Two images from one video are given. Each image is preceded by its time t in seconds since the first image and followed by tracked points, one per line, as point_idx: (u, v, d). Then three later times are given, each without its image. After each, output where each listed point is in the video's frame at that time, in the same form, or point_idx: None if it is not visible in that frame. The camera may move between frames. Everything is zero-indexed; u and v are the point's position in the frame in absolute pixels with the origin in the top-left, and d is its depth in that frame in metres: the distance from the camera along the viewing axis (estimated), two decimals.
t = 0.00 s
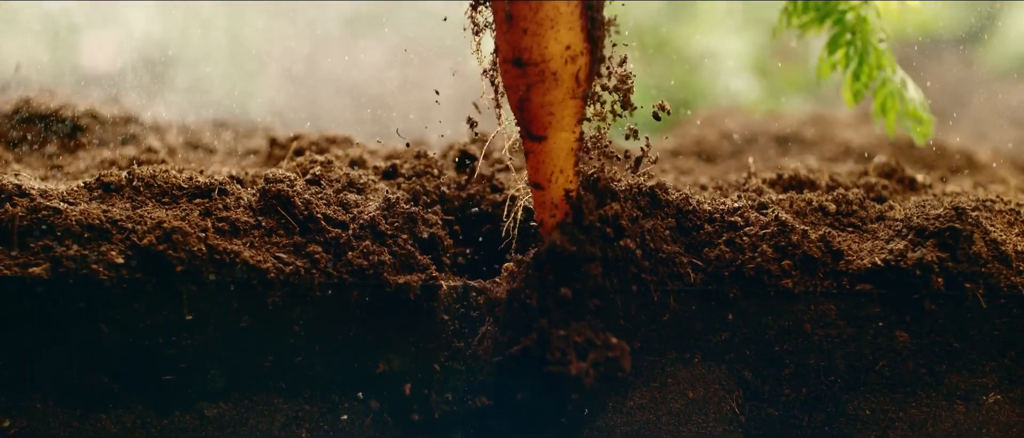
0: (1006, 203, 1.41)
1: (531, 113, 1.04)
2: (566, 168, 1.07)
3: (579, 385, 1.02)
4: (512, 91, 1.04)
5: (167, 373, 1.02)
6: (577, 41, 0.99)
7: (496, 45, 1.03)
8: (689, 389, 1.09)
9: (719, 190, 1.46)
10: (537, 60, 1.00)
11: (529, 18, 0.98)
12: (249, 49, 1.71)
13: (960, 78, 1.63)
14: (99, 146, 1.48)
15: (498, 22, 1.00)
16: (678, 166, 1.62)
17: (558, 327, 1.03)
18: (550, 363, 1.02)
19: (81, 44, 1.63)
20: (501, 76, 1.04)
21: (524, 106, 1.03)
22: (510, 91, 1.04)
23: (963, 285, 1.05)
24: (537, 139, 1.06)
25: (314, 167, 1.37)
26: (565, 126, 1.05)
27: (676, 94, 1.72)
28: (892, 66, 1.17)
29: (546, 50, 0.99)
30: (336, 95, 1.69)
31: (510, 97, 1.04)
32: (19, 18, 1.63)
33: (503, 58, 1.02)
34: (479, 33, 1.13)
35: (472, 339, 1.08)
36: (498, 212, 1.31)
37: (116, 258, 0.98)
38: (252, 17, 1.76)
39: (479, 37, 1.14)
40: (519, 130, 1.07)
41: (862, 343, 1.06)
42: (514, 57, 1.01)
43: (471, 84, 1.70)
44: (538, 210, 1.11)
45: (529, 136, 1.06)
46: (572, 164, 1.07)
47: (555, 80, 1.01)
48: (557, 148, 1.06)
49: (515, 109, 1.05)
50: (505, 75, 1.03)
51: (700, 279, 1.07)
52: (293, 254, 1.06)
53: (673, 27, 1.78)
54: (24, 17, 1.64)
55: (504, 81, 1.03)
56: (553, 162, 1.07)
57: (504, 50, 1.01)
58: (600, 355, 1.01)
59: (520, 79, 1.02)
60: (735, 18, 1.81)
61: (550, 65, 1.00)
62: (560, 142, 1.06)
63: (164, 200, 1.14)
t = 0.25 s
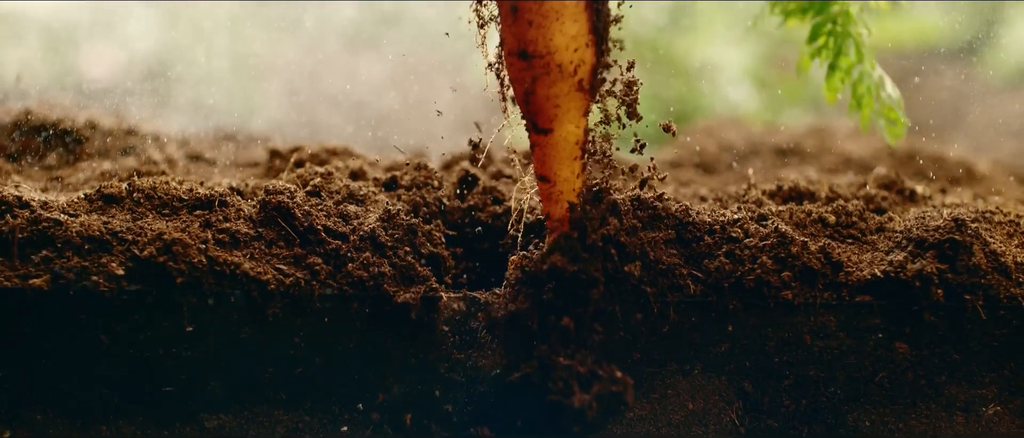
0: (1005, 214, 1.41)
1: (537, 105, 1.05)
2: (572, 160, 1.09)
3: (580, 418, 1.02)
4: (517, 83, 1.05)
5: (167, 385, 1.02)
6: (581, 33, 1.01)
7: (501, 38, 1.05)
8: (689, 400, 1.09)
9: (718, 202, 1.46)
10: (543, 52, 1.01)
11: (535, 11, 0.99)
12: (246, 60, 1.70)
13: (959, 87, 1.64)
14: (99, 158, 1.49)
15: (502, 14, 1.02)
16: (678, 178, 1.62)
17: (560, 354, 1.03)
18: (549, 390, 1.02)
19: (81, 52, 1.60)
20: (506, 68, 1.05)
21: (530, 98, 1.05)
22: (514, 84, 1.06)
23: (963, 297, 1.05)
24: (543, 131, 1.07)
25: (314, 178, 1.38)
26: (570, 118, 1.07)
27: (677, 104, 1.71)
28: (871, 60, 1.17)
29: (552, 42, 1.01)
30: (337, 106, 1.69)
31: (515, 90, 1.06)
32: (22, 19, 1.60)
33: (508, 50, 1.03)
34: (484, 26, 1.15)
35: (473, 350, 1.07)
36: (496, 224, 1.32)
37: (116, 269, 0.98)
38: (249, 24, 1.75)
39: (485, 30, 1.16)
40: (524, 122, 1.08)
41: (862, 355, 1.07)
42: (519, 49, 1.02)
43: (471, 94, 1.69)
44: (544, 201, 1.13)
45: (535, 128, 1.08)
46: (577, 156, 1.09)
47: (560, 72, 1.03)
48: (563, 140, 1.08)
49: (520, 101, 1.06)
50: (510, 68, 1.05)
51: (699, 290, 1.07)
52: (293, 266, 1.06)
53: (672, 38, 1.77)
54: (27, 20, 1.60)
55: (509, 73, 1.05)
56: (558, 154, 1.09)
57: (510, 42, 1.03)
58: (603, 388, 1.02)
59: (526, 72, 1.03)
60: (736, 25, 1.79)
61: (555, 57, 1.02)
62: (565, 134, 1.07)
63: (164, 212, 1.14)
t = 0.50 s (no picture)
0: (1005, 225, 1.42)
1: (542, 98, 1.06)
2: (577, 153, 1.10)
3: None
4: (523, 77, 1.07)
5: (168, 397, 1.02)
6: (586, 27, 1.03)
7: (507, 33, 1.07)
8: (689, 413, 1.08)
9: (718, 213, 1.47)
10: (548, 45, 1.03)
11: (540, 3, 1.02)
12: (246, 76, 1.70)
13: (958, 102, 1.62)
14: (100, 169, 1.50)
15: (508, 9, 1.04)
16: (679, 189, 1.63)
17: (560, 382, 1.03)
18: (550, 420, 1.04)
19: (83, 65, 1.59)
20: (512, 63, 1.07)
21: (535, 91, 1.06)
22: (520, 78, 1.07)
23: (963, 309, 1.06)
24: (549, 125, 1.08)
25: (315, 190, 1.38)
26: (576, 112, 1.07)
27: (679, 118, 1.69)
28: (850, 51, 1.16)
29: (556, 35, 1.03)
30: (338, 123, 1.70)
31: (521, 84, 1.07)
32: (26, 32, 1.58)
33: (514, 43, 1.05)
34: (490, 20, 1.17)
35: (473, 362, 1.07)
36: (497, 234, 1.32)
37: (117, 280, 0.99)
38: (247, 38, 1.72)
39: (491, 26, 1.17)
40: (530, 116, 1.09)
41: (863, 367, 1.07)
42: (525, 43, 1.04)
43: (472, 115, 1.71)
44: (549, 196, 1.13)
45: (541, 122, 1.09)
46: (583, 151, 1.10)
47: (565, 65, 1.04)
48: (568, 133, 1.08)
49: (526, 95, 1.07)
50: (516, 62, 1.06)
51: (699, 302, 1.07)
52: (294, 277, 1.06)
53: (672, 51, 1.73)
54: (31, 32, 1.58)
55: (515, 67, 1.06)
56: (564, 147, 1.09)
57: (515, 36, 1.04)
58: (607, 422, 1.02)
59: (531, 65, 1.05)
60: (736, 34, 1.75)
61: (561, 51, 1.03)
62: (571, 128, 1.08)
63: (165, 223, 1.15)
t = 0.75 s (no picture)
0: (1004, 237, 1.43)
1: (548, 92, 1.08)
2: (583, 149, 1.11)
3: None
4: (528, 72, 1.08)
5: (168, 408, 1.02)
6: (591, 20, 1.05)
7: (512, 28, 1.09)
8: (689, 425, 1.07)
9: (717, 225, 1.47)
10: (553, 38, 1.05)
11: None
12: (243, 92, 1.67)
13: (955, 112, 1.61)
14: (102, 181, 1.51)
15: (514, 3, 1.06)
16: (678, 201, 1.64)
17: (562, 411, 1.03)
18: None
19: (84, 76, 1.56)
20: (517, 57, 1.08)
21: (542, 85, 1.08)
22: (526, 73, 1.08)
23: (962, 322, 1.06)
24: (555, 119, 1.10)
25: (315, 202, 1.39)
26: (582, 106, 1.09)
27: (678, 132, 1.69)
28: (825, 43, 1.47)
29: (562, 29, 1.05)
30: (337, 138, 1.69)
31: (527, 79, 1.09)
32: (25, 41, 1.54)
33: (519, 38, 1.07)
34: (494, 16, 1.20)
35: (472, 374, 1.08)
36: (498, 246, 1.33)
37: (117, 293, 0.99)
38: (247, 53, 1.69)
39: (496, 22, 1.20)
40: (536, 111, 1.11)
41: (862, 380, 1.07)
42: (530, 37, 1.06)
43: (472, 133, 1.70)
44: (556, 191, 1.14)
45: (547, 117, 1.10)
46: (589, 145, 1.11)
47: (570, 58, 1.06)
48: (574, 128, 1.10)
49: (532, 89, 1.09)
50: (521, 56, 1.08)
51: (699, 314, 1.07)
52: (294, 290, 1.06)
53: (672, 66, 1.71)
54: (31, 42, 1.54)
55: (521, 61, 1.08)
56: (570, 141, 1.10)
57: (520, 30, 1.06)
58: None
59: (537, 59, 1.06)
60: (739, 47, 1.74)
61: (567, 44, 1.05)
62: (576, 122, 1.09)
63: (165, 235, 1.15)
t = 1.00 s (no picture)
0: (1004, 249, 1.44)
1: (554, 88, 1.09)
2: (588, 144, 1.12)
3: None
4: (534, 67, 1.09)
5: (169, 420, 1.01)
6: (597, 15, 1.05)
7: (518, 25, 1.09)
8: None
9: (717, 238, 1.48)
10: (559, 33, 1.06)
11: None
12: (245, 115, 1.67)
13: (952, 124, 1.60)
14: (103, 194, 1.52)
15: None
16: (678, 213, 1.64)
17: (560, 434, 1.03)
18: None
19: (87, 87, 1.53)
20: (523, 53, 1.09)
21: (547, 81, 1.09)
22: (531, 68, 1.09)
23: (962, 335, 1.06)
24: (560, 114, 1.11)
25: (315, 214, 1.40)
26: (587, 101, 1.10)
27: (677, 145, 1.70)
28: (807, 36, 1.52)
29: (567, 24, 1.05)
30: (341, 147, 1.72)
31: (533, 74, 1.09)
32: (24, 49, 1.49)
33: (525, 33, 1.07)
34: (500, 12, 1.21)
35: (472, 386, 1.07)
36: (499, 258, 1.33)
37: (117, 306, 0.99)
38: (245, 73, 1.67)
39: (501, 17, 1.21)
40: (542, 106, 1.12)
41: (861, 392, 1.06)
42: (535, 33, 1.06)
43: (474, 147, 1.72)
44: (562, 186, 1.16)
45: (552, 112, 1.11)
46: (594, 140, 1.12)
47: (576, 53, 1.07)
48: (579, 123, 1.11)
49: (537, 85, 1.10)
50: (527, 52, 1.08)
51: (698, 327, 1.08)
52: (294, 303, 1.06)
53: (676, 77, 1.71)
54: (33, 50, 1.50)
55: (526, 57, 1.09)
56: (575, 137, 1.12)
57: (525, 25, 1.07)
58: None
59: (542, 54, 1.07)
60: (738, 58, 1.73)
61: (573, 37, 1.06)
62: (582, 118, 1.10)
63: (165, 247, 1.16)
